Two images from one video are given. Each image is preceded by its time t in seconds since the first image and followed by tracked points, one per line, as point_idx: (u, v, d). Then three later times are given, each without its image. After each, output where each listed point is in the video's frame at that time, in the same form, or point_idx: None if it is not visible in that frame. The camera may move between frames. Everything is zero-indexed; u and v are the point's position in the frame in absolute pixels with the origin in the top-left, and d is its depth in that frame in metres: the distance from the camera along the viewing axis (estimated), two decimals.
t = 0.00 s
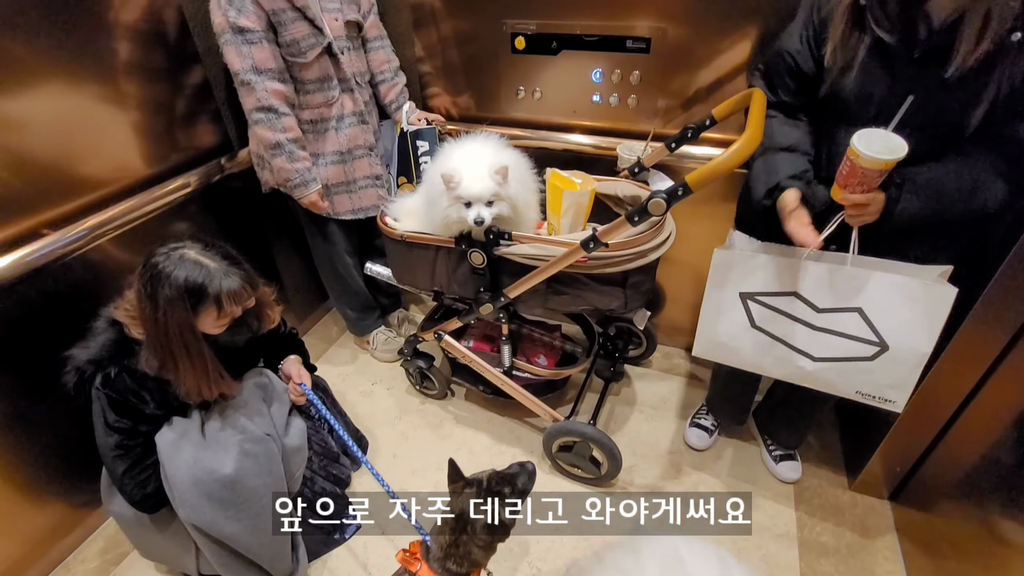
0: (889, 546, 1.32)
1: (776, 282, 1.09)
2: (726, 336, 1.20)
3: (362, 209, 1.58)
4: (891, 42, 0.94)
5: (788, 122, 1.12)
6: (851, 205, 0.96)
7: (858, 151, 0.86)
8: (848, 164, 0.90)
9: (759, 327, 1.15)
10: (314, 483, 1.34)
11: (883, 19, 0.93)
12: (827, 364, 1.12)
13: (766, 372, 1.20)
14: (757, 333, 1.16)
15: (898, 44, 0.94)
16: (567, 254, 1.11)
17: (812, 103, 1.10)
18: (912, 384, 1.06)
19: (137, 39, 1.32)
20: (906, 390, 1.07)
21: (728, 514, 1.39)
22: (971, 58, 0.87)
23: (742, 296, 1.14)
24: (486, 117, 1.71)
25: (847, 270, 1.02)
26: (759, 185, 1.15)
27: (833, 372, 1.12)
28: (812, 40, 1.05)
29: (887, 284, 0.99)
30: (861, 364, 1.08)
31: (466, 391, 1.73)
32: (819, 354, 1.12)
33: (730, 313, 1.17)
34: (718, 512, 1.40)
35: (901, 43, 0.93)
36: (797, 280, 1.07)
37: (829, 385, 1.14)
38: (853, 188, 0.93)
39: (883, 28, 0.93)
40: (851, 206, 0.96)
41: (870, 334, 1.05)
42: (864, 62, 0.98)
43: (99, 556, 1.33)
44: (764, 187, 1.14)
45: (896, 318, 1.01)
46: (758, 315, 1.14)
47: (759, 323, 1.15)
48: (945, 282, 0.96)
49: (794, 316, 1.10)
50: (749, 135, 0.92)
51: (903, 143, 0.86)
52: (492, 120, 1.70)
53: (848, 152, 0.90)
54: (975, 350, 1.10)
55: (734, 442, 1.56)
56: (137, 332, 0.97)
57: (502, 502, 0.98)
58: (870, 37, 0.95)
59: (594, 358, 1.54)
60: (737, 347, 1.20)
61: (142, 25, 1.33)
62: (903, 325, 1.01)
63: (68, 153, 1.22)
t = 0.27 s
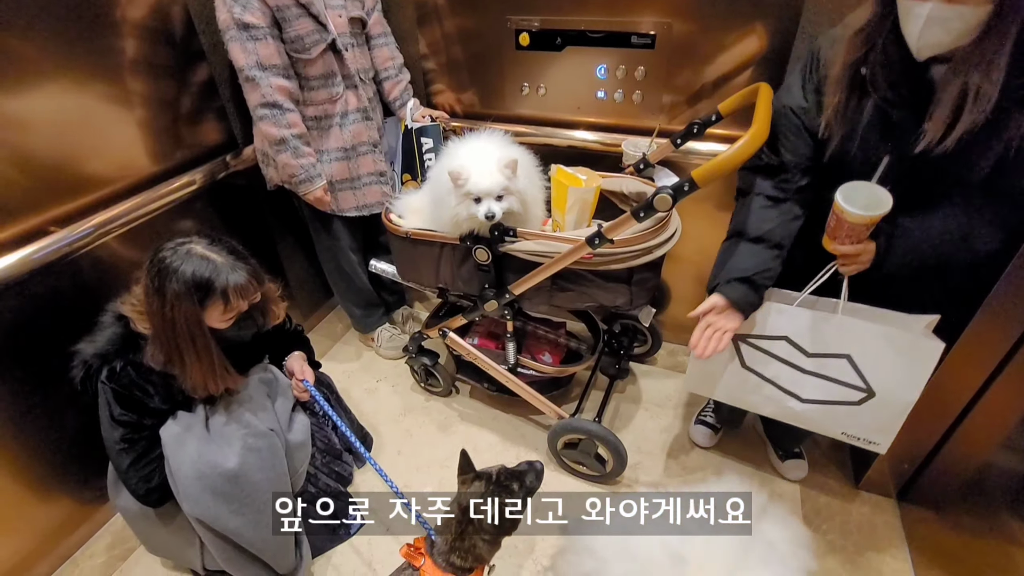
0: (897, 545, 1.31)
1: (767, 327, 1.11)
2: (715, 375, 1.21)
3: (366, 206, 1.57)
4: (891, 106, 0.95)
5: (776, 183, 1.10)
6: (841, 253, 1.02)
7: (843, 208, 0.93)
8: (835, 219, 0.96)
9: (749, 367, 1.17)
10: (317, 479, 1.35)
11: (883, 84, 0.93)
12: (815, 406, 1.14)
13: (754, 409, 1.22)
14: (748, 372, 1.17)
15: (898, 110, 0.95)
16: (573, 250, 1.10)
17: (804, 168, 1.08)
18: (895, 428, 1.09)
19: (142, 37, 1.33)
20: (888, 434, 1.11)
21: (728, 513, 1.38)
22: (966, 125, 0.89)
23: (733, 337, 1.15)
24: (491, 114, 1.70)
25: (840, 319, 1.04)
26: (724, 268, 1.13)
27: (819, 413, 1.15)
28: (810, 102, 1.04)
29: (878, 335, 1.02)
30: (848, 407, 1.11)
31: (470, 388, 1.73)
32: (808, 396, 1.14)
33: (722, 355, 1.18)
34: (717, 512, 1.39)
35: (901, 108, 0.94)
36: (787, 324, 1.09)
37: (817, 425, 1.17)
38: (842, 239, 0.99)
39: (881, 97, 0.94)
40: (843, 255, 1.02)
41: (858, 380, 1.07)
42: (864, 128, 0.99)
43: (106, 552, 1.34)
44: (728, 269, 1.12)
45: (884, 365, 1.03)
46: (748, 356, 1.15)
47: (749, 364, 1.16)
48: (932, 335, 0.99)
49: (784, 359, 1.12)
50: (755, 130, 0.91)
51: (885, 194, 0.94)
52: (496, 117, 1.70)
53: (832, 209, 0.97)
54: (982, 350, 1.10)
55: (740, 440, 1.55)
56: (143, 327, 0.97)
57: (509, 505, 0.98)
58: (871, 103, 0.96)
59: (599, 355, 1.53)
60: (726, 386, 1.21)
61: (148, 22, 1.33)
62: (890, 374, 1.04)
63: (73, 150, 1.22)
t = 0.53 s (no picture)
0: (899, 525, 1.33)
1: (755, 349, 1.14)
2: (710, 395, 1.24)
3: (370, 192, 1.57)
4: (858, 186, 1.03)
5: (751, 242, 1.13)
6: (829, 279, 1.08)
7: (855, 239, 0.96)
8: (842, 247, 1.00)
9: (741, 388, 1.19)
10: (326, 462, 1.38)
11: (853, 162, 1.00)
12: (808, 426, 1.16)
13: (749, 429, 1.25)
14: (741, 393, 1.20)
15: (861, 189, 1.03)
16: (576, 235, 1.10)
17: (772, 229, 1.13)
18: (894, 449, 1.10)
19: (143, 23, 1.32)
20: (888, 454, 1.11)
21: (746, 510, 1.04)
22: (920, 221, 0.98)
23: (724, 359, 1.18)
24: (493, 99, 1.69)
25: (824, 342, 1.07)
26: (690, 319, 1.13)
27: (813, 433, 1.17)
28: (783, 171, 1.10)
29: (862, 356, 1.04)
30: (842, 428, 1.13)
31: (475, 373, 1.75)
32: (800, 416, 1.16)
33: (716, 379, 1.21)
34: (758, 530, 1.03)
35: (863, 188, 1.03)
36: (773, 346, 1.12)
37: (813, 446, 1.19)
38: (839, 267, 1.03)
39: (851, 176, 1.02)
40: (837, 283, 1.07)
41: (849, 401, 1.09)
42: (834, 205, 1.07)
43: (120, 535, 1.36)
44: (699, 322, 1.12)
45: (873, 387, 1.05)
46: (739, 377, 1.18)
47: (741, 385, 1.19)
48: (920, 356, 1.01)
49: (775, 380, 1.14)
50: (763, 107, 0.89)
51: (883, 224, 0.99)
52: (499, 101, 1.69)
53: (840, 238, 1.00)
54: (987, 329, 1.11)
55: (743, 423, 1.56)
56: (149, 314, 0.97)
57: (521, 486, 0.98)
58: (841, 185, 1.04)
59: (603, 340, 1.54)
60: (721, 406, 1.24)
61: (148, 8, 1.32)
62: (879, 396, 1.06)
63: (78, 139, 1.23)
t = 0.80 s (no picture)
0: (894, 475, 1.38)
1: (752, 359, 1.13)
2: (708, 401, 1.24)
3: (368, 160, 1.54)
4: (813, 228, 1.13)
5: (717, 266, 1.19)
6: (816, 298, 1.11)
7: (840, 244, 1.00)
8: (830, 258, 1.03)
9: (739, 395, 1.19)
10: (340, 426, 1.42)
11: (813, 204, 1.08)
12: (806, 435, 1.16)
13: (750, 435, 1.25)
14: (740, 400, 1.20)
15: (815, 229, 1.13)
16: (578, 197, 1.09)
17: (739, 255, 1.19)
18: (889, 460, 1.09)
19: None
20: (885, 465, 1.10)
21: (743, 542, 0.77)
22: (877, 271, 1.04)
23: (722, 367, 1.18)
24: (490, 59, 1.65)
25: (817, 353, 1.07)
26: (655, 334, 1.16)
27: (811, 441, 1.17)
28: (753, 207, 1.17)
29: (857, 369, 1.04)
30: (839, 438, 1.12)
31: (480, 338, 1.77)
32: (798, 425, 1.16)
33: (714, 387, 1.21)
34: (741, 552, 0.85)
35: (822, 228, 1.12)
36: (770, 357, 1.11)
37: (812, 454, 1.19)
38: (826, 278, 1.06)
39: (810, 218, 1.12)
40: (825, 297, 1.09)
41: (845, 411, 1.09)
42: (797, 238, 1.16)
43: (144, 501, 1.42)
44: (663, 338, 1.16)
45: (869, 398, 1.05)
46: (737, 385, 1.18)
47: (739, 393, 1.19)
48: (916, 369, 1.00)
49: (772, 389, 1.14)
50: (766, 61, 0.85)
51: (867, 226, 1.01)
52: (496, 61, 1.64)
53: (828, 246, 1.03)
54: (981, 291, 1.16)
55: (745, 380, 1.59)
56: (160, 288, 0.99)
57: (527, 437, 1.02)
58: (802, 224, 1.12)
59: (606, 303, 1.57)
60: (720, 412, 1.25)
61: None
62: (876, 409, 1.05)
63: (71, 113, 1.21)
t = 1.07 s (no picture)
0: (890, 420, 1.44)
1: (739, 350, 1.18)
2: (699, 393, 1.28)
3: (360, 141, 1.53)
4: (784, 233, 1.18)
5: (695, 267, 1.28)
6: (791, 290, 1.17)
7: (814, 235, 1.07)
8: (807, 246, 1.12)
9: (729, 386, 1.23)
10: (353, 407, 1.46)
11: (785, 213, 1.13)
12: (793, 422, 1.20)
13: (742, 425, 1.29)
14: (730, 392, 1.24)
15: (787, 236, 1.18)
16: (573, 170, 1.11)
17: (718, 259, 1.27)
18: (871, 444, 1.14)
19: None
20: (868, 448, 1.14)
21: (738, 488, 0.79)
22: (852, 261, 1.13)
23: (711, 359, 1.22)
24: (476, 29, 1.62)
25: (798, 344, 1.12)
26: (639, 331, 1.27)
27: (798, 428, 1.21)
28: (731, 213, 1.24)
29: (835, 357, 1.09)
30: (823, 425, 1.17)
31: (483, 312, 1.80)
32: (786, 413, 1.20)
33: (704, 378, 1.25)
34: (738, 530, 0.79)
35: (793, 234, 1.17)
36: (755, 347, 1.16)
37: (799, 441, 1.22)
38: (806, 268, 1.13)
39: (782, 226, 1.16)
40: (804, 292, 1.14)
41: (827, 398, 1.13)
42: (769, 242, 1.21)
43: (171, 489, 1.48)
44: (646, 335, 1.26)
45: (849, 384, 1.09)
46: (727, 376, 1.22)
47: (729, 385, 1.23)
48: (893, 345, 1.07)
49: (758, 378, 1.19)
50: (754, 26, 0.87)
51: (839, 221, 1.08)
52: (481, 31, 1.61)
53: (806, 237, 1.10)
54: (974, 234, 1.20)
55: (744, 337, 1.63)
56: (171, 286, 1.01)
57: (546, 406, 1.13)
58: (774, 231, 1.17)
59: (605, 270, 1.59)
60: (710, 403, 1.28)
61: None
62: (857, 394, 1.10)
63: (59, 115, 1.21)
